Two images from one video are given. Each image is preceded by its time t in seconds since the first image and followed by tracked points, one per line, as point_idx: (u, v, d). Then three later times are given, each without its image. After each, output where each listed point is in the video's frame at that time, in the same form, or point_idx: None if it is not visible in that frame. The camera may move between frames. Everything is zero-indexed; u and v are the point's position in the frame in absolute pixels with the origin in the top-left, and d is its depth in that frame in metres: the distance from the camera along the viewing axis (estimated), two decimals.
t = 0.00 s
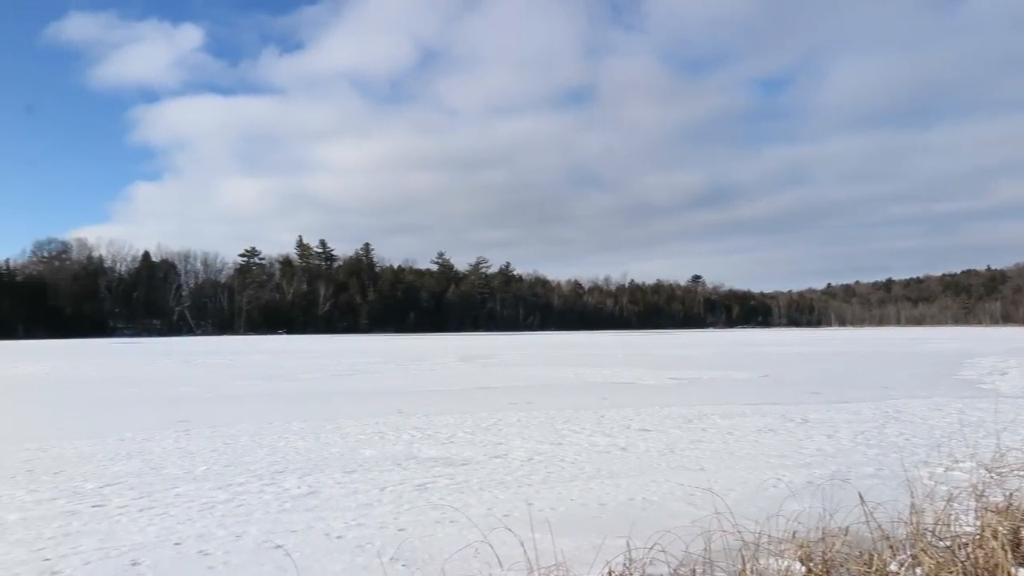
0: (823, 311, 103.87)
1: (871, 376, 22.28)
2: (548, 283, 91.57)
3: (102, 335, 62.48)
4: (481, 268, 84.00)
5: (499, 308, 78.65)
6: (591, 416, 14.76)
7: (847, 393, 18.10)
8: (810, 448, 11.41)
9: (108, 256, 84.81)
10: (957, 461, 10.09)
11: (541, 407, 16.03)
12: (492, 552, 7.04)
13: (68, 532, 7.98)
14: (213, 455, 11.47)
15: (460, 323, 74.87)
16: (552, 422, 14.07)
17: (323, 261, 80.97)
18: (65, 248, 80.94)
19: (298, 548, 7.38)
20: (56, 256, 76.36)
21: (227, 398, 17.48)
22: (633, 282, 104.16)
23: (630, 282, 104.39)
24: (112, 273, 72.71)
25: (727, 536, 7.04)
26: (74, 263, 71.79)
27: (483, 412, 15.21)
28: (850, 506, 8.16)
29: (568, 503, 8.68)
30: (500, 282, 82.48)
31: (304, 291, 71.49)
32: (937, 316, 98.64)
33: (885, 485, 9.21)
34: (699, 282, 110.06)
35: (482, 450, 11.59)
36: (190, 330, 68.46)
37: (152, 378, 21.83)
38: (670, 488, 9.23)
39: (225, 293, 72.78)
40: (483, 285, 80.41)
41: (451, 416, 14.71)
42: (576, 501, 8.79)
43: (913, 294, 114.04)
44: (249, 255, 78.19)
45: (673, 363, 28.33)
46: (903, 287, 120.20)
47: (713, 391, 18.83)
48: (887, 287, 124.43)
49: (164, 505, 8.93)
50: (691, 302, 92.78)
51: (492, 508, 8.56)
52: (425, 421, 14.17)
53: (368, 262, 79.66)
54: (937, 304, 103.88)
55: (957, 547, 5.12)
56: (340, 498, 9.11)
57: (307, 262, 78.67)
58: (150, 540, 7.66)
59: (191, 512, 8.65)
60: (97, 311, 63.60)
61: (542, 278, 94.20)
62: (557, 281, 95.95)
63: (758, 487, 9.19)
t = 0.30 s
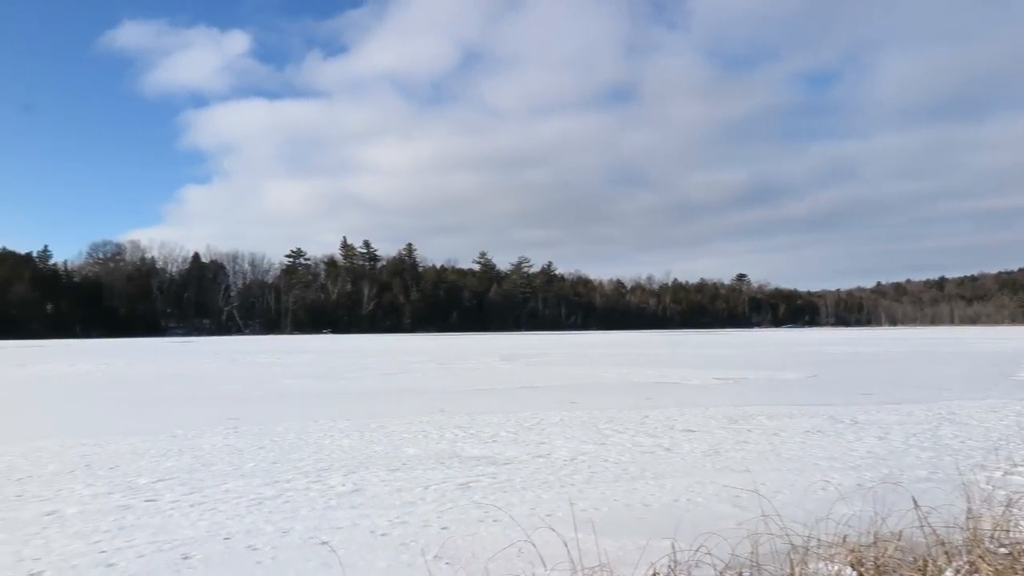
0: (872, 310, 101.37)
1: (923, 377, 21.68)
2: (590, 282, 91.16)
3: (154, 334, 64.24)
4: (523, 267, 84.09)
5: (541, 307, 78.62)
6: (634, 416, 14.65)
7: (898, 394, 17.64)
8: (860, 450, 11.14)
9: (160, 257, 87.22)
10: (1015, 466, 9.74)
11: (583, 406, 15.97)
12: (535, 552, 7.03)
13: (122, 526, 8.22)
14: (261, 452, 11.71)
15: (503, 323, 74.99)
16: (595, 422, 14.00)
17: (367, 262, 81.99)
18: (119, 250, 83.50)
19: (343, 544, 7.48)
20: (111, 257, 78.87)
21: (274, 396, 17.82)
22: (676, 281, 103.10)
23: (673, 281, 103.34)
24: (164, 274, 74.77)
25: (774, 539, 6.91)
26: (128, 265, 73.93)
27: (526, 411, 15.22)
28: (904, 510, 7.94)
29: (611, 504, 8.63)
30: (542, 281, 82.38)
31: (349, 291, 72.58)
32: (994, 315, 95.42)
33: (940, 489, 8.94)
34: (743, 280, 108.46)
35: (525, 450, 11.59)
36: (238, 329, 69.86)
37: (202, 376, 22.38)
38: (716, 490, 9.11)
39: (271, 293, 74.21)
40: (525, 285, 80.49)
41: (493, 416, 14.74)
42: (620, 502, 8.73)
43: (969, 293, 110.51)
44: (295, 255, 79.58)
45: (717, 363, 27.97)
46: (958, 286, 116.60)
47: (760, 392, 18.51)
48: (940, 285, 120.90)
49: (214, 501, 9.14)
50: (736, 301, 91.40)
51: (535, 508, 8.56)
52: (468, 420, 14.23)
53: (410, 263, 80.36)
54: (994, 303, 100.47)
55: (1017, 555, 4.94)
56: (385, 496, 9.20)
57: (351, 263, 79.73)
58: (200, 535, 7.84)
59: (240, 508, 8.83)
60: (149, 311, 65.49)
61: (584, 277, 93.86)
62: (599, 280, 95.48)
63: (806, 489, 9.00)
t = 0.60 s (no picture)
0: (937, 308, 97.96)
1: (993, 378, 20.85)
2: (643, 281, 90.34)
3: (216, 333, 66.15)
4: (574, 267, 83.88)
5: (593, 306, 78.28)
6: (689, 416, 14.46)
7: (966, 395, 17.00)
8: (925, 453, 10.78)
9: (221, 259, 89.82)
10: None
11: (637, 406, 15.84)
12: (589, 553, 7.00)
13: (186, 519, 8.49)
14: (318, 449, 11.94)
15: (555, 322, 74.92)
16: (648, 422, 13.87)
17: (419, 262, 82.94)
18: (182, 252, 86.29)
19: (398, 541, 7.57)
20: (175, 260, 81.52)
21: (331, 394, 18.17)
22: (731, 279, 101.38)
23: (727, 279, 101.66)
24: (224, 275, 76.99)
25: (836, 543, 6.74)
26: (191, 267, 76.32)
27: (579, 411, 15.17)
28: (974, 516, 7.64)
29: (666, 505, 8.53)
30: (594, 280, 81.98)
31: (402, 291, 73.62)
32: None
33: (1012, 494, 8.58)
34: (800, 278, 106.02)
35: (578, 449, 11.55)
36: (296, 329, 71.45)
37: (262, 375, 22.95)
38: (775, 492, 8.91)
39: (327, 293, 75.65)
40: (577, 284, 80.24)
41: (546, 415, 14.73)
42: (675, 503, 8.62)
43: None
44: (350, 256, 80.99)
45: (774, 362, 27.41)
46: None
47: (819, 392, 18.08)
48: (1009, 283, 116.07)
49: (273, 496, 9.37)
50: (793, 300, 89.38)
51: (588, 508, 8.52)
52: (521, 419, 14.25)
53: (462, 262, 80.94)
54: None
55: None
56: (439, 494, 9.29)
57: (404, 263, 80.78)
58: (261, 530, 8.04)
59: (298, 504, 9.03)
60: (211, 311, 67.51)
61: (637, 276, 93.05)
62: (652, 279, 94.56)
63: (869, 493, 8.74)
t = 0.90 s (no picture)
0: (1014, 306, 93.58)
1: None
2: (702, 279, 88.93)
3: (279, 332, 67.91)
4: (631, 265, 83.15)
5: (651, 305, 77.46)
6: (751, 417, 14.18)
7: None
8: (1002, 457, 10.33)
9: (283, 259, 92.16)
10: None
11: (697, 406, 15.60)
12: (650, 554, 6.94)
13: (253, 513, 8.74)
14: (379, 446, 12.15)
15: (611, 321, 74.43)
16: (709, 422, 13.65)
17: (476, 261, 83.45)
18: (247, 253, 88.77)
19: (458, 538, 7.65)
20: (241, 261, 84.02)
21: (391, 393, 18.44)
22: (793, 277, 98.91)
23: (789, 277, 99.24)
24: (287, 275, 78.88)
25: (908, 549, 6.52)
26: (255, 267, 78.49)
27: (637, 411, 15.03)
28: None
29: (727, 507, 8.38)
30: (652, 279, 81.05)
31: (459, 290, 74.23)
32: None
33: None
34: (866, 275, 102.75)
35: (637, 450, 11.44)
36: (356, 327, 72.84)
37: (326, 373, 23.48)
38: (842, 496, 8.66)
39: (386, 293, 76.79)
40: (634, 283, 79.46)
41: (604, 414, 14.65)
42: (737, 505, 8.46)
43: None
44: (408, 255, 82.05)
45: (840, 362, 26.62)
46: None
47: (888, 393, 17.50)
48: None
49: (336, 492, 9.55)
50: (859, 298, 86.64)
51: (648, 509, 8.43)
52: (579, 418, 14.19)
53: (519, 262, 81.15)
54: None
55: None
56: (498, 492, 9.33)
57: (461, 263, 81.40)
58: (325, 524, 8.22)
59: (360, 499, 9.19)
60: (275, 311, 69.32)
61: (695, 274, 91.63)
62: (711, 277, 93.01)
63: (943, 498, 8.42)
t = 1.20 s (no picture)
0: None
1: None
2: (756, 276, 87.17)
3: (333, 330, 69.20)
4: (684, 262, 82.02)
5: (703, 303, 76.32)
6: (809, 417, 13.85)
7: None
8: None
9: (337, 258, 93.79)
10: None
11: (753, 405, 15.30)
12: (706, 555, 6.84)
13: (311, 506, 8.92)
14: (432, 443, 12.25)
15: (663, 319, 73.58)
16: (765, 422, 13.39)
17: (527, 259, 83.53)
18: (303, 253, 90.51)
19: (512, 534, 7.67)
20: (296, 260, 85.81)
21: (444, 390, 18.60)
22: (852, 274, 96.14)
23: (848, 274, 96.51)
24: (340, 273, 80.19)
25: (976, 553, 6.29)
26: (310, 266, 80.03)
27: (691, 409, 14.83)
28: None
29: (786, 508, 8.21)
30: (705, 276, 79.78)
31: (510, 288, 74.40)
32: None
33: None
34: (930, 272, 99.20)
35: (692, 449, 11.28)
36: (409, 325, 73.87)
37: (380, 370, 23.82)
38: (906, 499, 8.40)
39: (438, 291, 77.45)
40: (686, 280, 78.26)
41: (658, 413, 14.49)
42: (796, 506, 8.28)
43: None
44: (459, 254, 82.65)
45: (903, 361, 25.75)
46: None
47: (953, 393, 16.87)
48: None
49: (390, 487, 9.68)
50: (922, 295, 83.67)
51: (703, 508, 8.32)
52: (631, 417, 14.08)
53: (570, 259, 80.86)
54: None
55: None
56: (551, 490, 9.33)
57: (512, 261, 81.53)
58: (381, 519, 8.33)
59: (414, 495, 9.30)
60: (329, 309, 70.56)
61: (749, 271, 89.85)
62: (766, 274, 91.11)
63: (1014, 503, 8.07)
